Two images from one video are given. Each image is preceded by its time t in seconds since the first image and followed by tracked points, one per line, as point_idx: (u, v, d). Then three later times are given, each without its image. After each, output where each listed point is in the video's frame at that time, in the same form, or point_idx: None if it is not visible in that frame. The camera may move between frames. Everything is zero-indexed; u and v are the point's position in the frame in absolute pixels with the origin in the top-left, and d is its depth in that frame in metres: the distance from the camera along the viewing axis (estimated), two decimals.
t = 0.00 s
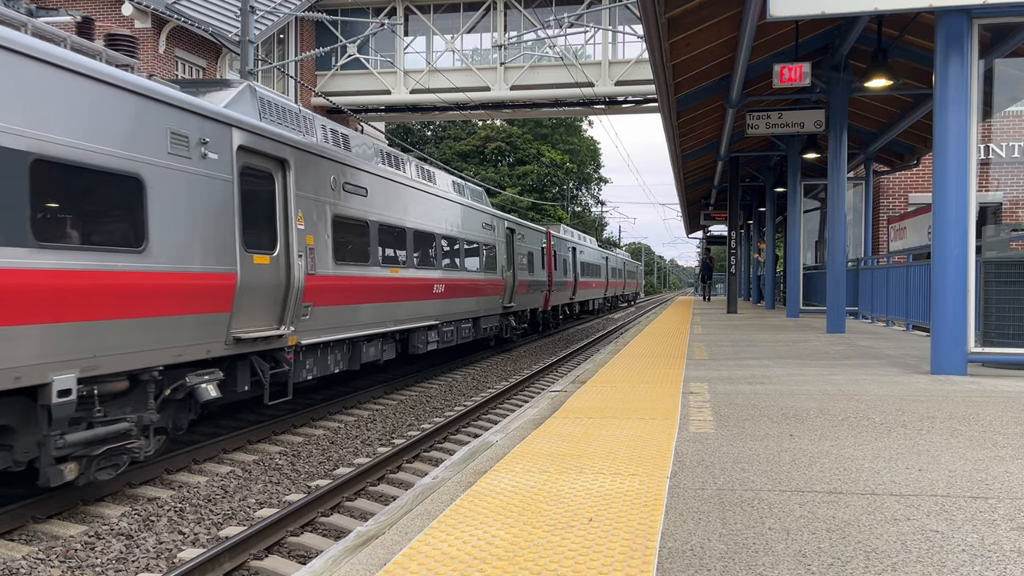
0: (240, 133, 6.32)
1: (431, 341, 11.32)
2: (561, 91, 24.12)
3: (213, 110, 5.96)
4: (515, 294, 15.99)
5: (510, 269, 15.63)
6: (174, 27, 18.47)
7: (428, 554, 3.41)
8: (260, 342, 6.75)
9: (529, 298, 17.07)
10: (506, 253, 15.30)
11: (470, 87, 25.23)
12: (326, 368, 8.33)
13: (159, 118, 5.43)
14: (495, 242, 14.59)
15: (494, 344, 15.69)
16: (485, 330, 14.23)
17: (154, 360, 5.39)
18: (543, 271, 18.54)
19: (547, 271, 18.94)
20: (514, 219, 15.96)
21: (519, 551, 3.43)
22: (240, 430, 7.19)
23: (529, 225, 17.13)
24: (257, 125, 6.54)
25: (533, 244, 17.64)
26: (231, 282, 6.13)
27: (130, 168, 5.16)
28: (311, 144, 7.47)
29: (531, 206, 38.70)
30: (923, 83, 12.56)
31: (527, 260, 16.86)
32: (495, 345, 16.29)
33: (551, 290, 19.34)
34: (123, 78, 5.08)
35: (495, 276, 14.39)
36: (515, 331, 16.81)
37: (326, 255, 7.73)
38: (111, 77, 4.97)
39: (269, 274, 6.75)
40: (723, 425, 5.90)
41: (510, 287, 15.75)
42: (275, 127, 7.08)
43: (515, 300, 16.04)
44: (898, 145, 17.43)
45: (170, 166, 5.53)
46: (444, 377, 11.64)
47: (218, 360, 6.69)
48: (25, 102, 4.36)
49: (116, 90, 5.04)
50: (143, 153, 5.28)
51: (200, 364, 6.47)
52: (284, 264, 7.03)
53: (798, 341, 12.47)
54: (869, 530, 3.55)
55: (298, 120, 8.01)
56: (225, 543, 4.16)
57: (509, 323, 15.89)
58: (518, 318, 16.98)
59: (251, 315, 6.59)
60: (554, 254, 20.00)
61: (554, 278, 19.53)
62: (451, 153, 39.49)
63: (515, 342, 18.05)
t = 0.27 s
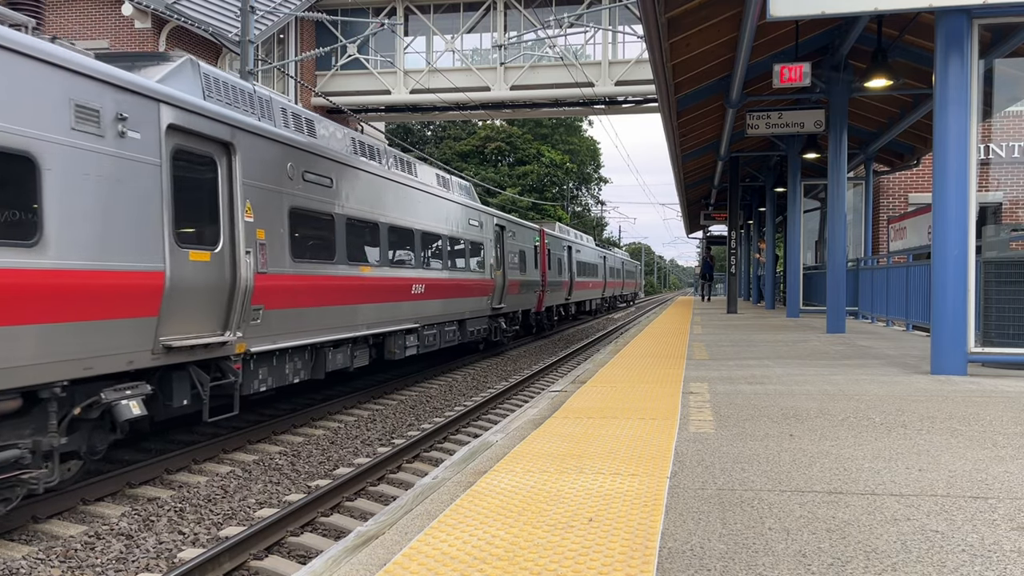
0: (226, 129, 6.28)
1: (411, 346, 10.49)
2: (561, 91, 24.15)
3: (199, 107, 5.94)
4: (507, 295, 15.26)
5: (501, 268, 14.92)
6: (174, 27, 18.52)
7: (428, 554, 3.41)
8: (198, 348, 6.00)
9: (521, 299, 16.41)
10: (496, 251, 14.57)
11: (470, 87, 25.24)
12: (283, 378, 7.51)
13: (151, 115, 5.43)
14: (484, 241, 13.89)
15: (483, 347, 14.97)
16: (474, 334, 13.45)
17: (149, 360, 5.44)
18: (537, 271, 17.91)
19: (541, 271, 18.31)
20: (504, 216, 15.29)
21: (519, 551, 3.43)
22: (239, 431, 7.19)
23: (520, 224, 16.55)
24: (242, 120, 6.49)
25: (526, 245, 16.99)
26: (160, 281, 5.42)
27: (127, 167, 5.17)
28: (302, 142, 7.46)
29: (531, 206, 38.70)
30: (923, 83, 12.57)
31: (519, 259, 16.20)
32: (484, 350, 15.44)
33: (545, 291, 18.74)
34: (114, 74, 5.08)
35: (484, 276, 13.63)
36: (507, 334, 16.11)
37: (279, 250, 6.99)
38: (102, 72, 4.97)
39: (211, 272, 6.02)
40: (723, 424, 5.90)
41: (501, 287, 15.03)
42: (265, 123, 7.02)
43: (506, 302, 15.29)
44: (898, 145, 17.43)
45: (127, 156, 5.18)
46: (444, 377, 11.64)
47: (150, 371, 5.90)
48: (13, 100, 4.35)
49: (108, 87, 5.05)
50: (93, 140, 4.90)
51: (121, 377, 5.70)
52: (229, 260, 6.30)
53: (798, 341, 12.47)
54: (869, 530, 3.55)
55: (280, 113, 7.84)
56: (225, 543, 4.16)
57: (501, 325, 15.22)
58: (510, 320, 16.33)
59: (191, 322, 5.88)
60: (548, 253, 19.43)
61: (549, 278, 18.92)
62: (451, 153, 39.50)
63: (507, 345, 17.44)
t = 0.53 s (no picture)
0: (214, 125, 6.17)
1: (386, 352, 9.74)
2: (561, 91, 24.16)
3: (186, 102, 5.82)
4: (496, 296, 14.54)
5: (490, 267, 14.21)
6: (174, 27, 18.56)
7: (428, 554, 3.41)
8: (120, 360, 5.23)
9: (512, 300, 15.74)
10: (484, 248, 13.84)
11: (470, 87, 25.24)
12: (230, 390, 6.76)
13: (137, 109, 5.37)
14: (475, 239, 13.21)
15: (470, 351, 14.24)
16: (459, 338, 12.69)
17: (99, 366, 5.05)
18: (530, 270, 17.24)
19: (533, 270, 17.64)
20: (494, 212, 14.60)
21: (519, 551, 3.43)
22: (239, 431, 7.20)
23: (513, 221, 15.99)
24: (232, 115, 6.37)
25: (517, 247, 16.32)
26: (63, 282, 4.66)
27: (19, 144, 4.41)
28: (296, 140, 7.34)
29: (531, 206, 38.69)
30: (923, 83, 12.56)
31: (510, 258, 15.50)
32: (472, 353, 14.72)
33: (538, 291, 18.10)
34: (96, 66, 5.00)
35: (472, 275, 12.87)
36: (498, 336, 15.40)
37: (226, 245, 6.28)
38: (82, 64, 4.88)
39: (134, 269, 5.30)
40: (723, 424, 5.90)
41: (490, 288, 14.29)
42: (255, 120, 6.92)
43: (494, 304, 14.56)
44: (898, 145, 17.43)
45: (20, 133, 4.42)
46: (444, 377, 11.64)
47: (60, 388, 5.10)
48: None
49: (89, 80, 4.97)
50: None
51: (22, 393, 4.92)
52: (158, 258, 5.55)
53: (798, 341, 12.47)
54: (869, 530, 3.55)
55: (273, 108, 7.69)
56: (225, 543, 4.16)
57: (490, 328, 14.51)
58: (501, 321, 15.67)
59: (108, 328, 5.15)
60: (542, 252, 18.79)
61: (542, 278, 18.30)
62: (451, 153, 39.51)
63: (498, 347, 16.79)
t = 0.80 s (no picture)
0: (207, 122, 6.13)
1: (359, 358, 8.85)
2: (561, 91, 24.16)
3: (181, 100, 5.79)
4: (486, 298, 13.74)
5: (479, 266, 13.39)
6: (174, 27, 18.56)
7: (428, 554, 3.41)
8: (15, 373, 4.42)
9: (503, 301, 14.96)
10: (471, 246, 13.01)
11: (470, 87, 25.22)
12: (164, 405, 5.89)
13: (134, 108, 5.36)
14: (461, 236, 12.42)
15: (457, 355, 13.47)
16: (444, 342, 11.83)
17: None
18: (523, 269, 16.48)
19: (526, 270, 16.88)
20: (482, 208, 13.75)
21: (518, 551, 3.43)
22: (240, 430, 7.19)
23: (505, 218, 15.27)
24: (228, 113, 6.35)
25: (509, 247, 15.51)
26: None
27: None
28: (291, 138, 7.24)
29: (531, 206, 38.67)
30: (923, 83, 12.57)
31: (500, 258, 14.70)
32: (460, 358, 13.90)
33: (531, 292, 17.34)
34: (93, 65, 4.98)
35: (457, 276, 12.07)
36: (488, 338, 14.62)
37: (153, 236, 5.50)
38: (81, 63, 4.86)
39: (35, 265, 4.52)
40: (723, 425, 5.90)
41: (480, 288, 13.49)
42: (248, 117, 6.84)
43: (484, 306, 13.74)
44: (898, 145, 17.43)
45: None
46: (444, 377, 11.64)
47: None
48: None
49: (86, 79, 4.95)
50: None
51: None
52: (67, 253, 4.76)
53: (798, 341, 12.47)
54: (869, 530, 3.55)
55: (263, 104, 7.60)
56: (225, 543, 4.16)
57: (479, 331, 13.73)
58: (492, 324, 14.94)
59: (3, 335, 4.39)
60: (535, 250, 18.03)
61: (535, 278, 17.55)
62: (451, 153, 39.51)
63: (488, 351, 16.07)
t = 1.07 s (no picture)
0: (208, 123, 6.02)
1: (328, 364, 8.04)
2: (561, 91, 24.16)
3: (182, 100, 5.69)
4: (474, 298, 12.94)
5: (466, 264, 12.60)
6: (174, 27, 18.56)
7: (428, 554, 3.41)
8: None
9: (492, 302, 14.16)
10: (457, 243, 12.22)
11: (470, 87, 25.22)
12: (80, 425, 4.95)
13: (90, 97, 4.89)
14: (448, 232, 11.66)
15: (443, 360, 12.67)
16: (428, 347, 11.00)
17: None
18: (514, 268, 15.71)
19: (518, 269, 16.11)
20: (468, 203, 12.92)
21: (519, 551, 3.43)
22: (240, 430, 7.20)
23: (496, 216, 14.55)
24: (229, 114, 6.24)
25: (499, 246, 14.70)
26: None
27: None
28: (289, 137, 7.10)
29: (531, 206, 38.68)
30: (923, 83, 12.57)
31: (489, 257, 13.89)
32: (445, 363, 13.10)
33: (523, 292, 16.58)
34: (88, 65, 4.87)
35: (442, 275, 11.28)
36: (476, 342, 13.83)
37: (72, 232, 4.73)
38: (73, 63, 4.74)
39: None
40: (723, 425, 5.90)
41: (467, 288, 12.69)
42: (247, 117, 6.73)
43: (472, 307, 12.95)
44: (898, 145, 17.43)
45: None
46: (444, 377, 11.63)
47: None
48: None
49: (82, 79, 4.85)
50: None
51: None
52: None
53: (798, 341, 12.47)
54: (869, 530, 3.55)
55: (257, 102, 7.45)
56: (225, 543, 4.16)
57: (466, 333, 12.95)
58: (481, 327, 14.18)
59: None
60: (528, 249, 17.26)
61: (528, 278, 16.79)
62: (451, 153, 39.53)
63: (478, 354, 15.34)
